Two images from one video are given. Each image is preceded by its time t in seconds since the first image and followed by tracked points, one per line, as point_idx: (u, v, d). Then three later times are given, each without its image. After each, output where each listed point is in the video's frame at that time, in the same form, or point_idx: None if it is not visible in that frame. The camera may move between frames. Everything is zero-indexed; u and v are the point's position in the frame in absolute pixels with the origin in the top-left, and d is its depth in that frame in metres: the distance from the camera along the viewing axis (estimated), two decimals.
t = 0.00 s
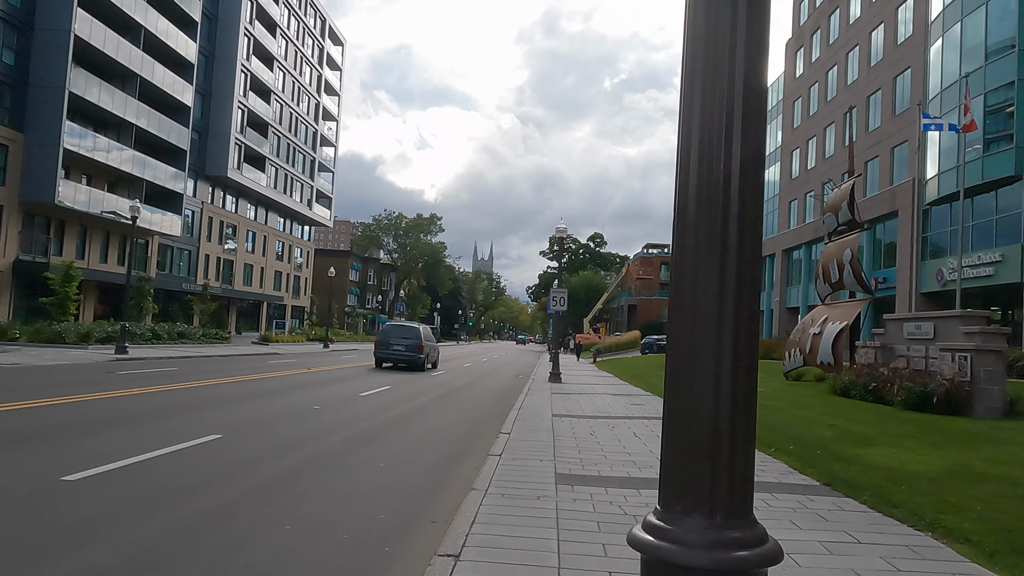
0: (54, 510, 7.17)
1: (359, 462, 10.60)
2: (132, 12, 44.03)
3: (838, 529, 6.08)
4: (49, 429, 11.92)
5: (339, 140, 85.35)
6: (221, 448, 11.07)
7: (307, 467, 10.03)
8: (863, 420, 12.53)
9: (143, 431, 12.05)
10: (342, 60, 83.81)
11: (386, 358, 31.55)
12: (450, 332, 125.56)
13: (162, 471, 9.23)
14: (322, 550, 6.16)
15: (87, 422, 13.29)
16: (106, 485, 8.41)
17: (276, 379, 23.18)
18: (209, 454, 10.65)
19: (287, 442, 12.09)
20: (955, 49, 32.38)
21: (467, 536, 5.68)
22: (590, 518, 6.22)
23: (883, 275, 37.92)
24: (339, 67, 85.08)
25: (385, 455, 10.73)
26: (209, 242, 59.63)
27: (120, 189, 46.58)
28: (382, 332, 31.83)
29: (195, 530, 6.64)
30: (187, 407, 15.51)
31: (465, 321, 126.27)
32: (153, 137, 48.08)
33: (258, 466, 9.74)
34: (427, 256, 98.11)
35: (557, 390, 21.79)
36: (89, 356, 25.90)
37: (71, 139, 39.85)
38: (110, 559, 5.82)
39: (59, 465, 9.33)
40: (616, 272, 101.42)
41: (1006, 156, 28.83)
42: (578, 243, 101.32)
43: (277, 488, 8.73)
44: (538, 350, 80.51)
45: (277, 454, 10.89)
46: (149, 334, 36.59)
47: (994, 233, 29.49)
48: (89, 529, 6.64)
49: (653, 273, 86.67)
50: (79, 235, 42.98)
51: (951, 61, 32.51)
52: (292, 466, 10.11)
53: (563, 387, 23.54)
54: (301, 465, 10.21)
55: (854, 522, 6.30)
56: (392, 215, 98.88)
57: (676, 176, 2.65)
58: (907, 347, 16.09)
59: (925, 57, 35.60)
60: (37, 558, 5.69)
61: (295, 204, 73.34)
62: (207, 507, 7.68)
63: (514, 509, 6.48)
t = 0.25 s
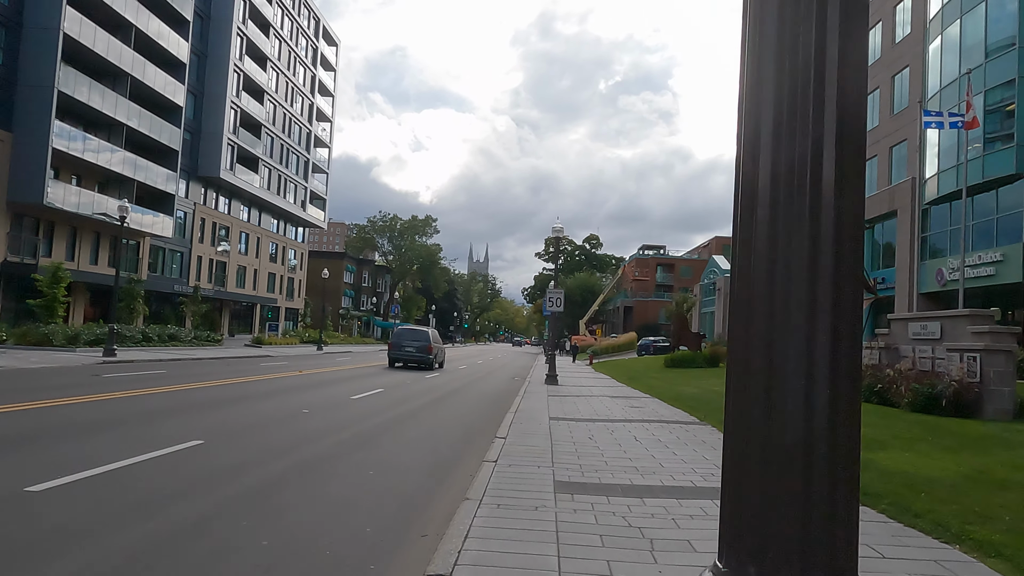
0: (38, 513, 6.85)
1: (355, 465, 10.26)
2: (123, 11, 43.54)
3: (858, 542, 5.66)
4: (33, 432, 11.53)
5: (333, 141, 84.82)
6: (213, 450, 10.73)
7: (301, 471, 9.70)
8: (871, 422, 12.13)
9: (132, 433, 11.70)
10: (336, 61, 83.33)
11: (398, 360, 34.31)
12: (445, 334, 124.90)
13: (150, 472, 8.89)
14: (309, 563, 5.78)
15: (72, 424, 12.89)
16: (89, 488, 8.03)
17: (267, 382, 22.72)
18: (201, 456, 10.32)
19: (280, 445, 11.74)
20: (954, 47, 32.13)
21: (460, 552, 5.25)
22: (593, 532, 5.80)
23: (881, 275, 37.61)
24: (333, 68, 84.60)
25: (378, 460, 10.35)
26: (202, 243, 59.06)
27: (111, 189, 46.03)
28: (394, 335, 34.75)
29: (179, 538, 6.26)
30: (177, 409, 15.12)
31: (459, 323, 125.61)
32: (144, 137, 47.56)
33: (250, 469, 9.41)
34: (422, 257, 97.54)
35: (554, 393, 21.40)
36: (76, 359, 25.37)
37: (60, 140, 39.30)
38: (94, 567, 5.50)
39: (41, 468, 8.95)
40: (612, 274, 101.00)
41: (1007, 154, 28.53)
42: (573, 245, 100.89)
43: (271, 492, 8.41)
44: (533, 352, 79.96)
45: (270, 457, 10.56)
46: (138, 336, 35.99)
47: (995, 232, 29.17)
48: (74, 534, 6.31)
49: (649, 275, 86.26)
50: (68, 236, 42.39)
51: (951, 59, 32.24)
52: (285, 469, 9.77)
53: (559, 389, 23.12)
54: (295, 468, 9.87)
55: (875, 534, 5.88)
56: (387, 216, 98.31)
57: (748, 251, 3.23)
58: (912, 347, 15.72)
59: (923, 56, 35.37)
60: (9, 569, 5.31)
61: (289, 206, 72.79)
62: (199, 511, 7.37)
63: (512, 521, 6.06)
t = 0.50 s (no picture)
0: (15, 521, 6.45)
1: (347, 470, 9.86)
2: (111, 10, 42.98)
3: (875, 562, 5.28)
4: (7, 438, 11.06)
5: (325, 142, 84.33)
6: (201, 454, 10.32)
7: (293, 475, 9.29)
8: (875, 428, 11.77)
9: (116, 435, 11.26)
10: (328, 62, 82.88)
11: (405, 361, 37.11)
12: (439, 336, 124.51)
13: (134, 478, 8.47)
14: None
15: (49, 428, 12.42)
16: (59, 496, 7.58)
17: (256, 385, 22.26)
18: (188, 461, 9.89)
19: (271, 448, 11.32)
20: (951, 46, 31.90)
21: None
22: (591, 552, 5.38)
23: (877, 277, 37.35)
24: (325, 68, 84.16)
25: (367, 467, 9.92)
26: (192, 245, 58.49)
27: (100, 190, 45.44)
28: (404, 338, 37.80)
29: (149, 553, 5.82)
30: (163, 412, 14.67)
31: (453, 325, 125.24)
32: (133, 137, 46.99)
33: (240, 475, 9.00)
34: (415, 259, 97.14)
35: (549, 396, 21.04)
36: (60, 363, 24.85)
37: (47, 141, 38.73)
38: None
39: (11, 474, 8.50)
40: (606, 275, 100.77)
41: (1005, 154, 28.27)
42: (568, 246, 100.67)
43: (261, 498, 8.00)
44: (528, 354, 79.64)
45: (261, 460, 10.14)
46: (127, 339, 35.45)
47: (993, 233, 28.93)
48: (55, 543, 5.94)
49: (643, 276, 86.08)
50: (55, 237, 41.82)
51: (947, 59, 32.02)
52: (276, 474, 9.37)
53: (554, 392, 22.73)
54: (287, 472, 9.47)
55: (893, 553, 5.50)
56: (380, 218, 97.91)
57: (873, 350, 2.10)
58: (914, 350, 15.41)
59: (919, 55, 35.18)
60: None
61: (281, 207, 72.29)
62: (187, 518, 6.96)
63: (503, 541, 5.63)
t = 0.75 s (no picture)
0: None
1: (334, 473, 9.45)
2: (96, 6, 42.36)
3: None
4: None
5: (316, 142, 83.70)
6: (184, 454, 9.89)
7: (279, 477, 8.88)
8: (878, 430, 11.42)
9: (95, 435, 10.82)
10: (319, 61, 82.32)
11: (409, 361, 39.04)
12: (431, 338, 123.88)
13: (112, 478, 8.06)
14: None
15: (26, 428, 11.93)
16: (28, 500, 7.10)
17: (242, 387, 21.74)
18: (169, 463, 9.49)
19: (256, 449, 10.90)
20: (946, 43, 31.66)
21: None
22: (589, 570, 4.95)
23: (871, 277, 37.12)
24: (316, 68, 83.58)
25: (353, 471, 9.48)
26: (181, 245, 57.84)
27: (86, 190, 44.80)
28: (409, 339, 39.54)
29: (123, 559, 5.39)
30: (145, 413, 14.22)
31: (446, 326, 124.71)
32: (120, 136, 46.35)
33: (223, 476, 8.59)
34: (407, 260, 96.61)
35: (541, 398, 20.64)
36: (42, 365, 24.26)
37: (31, 140, 38.01)
38: None
39: None
40: (598, 276, 100.46)
41: (1002, 152, 28.01)
42: (560, 247, 100.34)
43: (244, 500, 7.59)
44: (520, 355, 79.10)
45: (246, 461, 9.73)
46: (112, 341, 34.81)
47: (989, 232, 28.69)
48: (24, 546, 5.50)
49: (637, 277, 85.70)
50: (41, 238, 41.21)
51: (942, 57, 31.83)
52: (261, 475, 8.95)
53: (547, 393, 22.30)
54: (273, 474, 9.05)
55: (910, 565, 5.12)
56: (371, 219, 97.35)
57: None
58: (915, 349, 15.07)
59: (914, 53, 34.96)
60: None
61: (271, 207, 71.68)
62: (166, 520, 6.55)
63: (492, 556, 5.21)
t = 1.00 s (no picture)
0: None
1: (317, 487, 9.00)
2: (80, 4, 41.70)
3: None
4: None
5: (306, 143, 83.05)
6: (158, 468, 9.40)
7: (258, 493, 8.41)
8: (879, 437, 11.06)
9: (67, 447, 10.32)
10: (308, 62, 81.70)
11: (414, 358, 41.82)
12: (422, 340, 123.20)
13: (77, 495, 7.57)
14: None
15: None
16: None
17: (227, 392, 21.22)
18: (142, 476, 9.01)
19: (236, 461, 10.42)
20: (939, 44, 31.46)
21: None
22: None
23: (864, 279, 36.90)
24: (306, 69, 82.99)
25: (336, 484, 9.02)
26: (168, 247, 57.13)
27: (70, 191, 44.11)
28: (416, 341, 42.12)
29: None
30: (122, 422, 13.68)
31: (437, 328, 124.11)
32: (105, 136, 45.68)
33: (197, 492, 8.11)
34: (398, 262, 96.06)
35: (532, 402, 20.23)
36: (21, 370, 23.65)
37: (12, 141, 37.18)
38: None
39: None
40: (590, 278, 100.15)
41: (996, 153, 27.81)
42: (551, 249, 100.00)
43: (219, 519, 7.12)
44: (511, 358, 78.67)
45: (223, 475, 9.26)
46: (95, 344, 34.15)
47: (983, 233, 28.48)
48: None
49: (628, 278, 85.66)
50: (23, 240, 40.50)
51: (935, 57, 31.64)
52: (239, 491, 8.47)
53: (538, 398, 21.90)
54: (251, 489, 8.59)
55: None
56: (362, 221, 96.72)
57: None
58: (914, 353, 14.74)
59: (907, 54, 34.79)
60: None
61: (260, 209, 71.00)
62: (131, 545, 6.07)
63: None
